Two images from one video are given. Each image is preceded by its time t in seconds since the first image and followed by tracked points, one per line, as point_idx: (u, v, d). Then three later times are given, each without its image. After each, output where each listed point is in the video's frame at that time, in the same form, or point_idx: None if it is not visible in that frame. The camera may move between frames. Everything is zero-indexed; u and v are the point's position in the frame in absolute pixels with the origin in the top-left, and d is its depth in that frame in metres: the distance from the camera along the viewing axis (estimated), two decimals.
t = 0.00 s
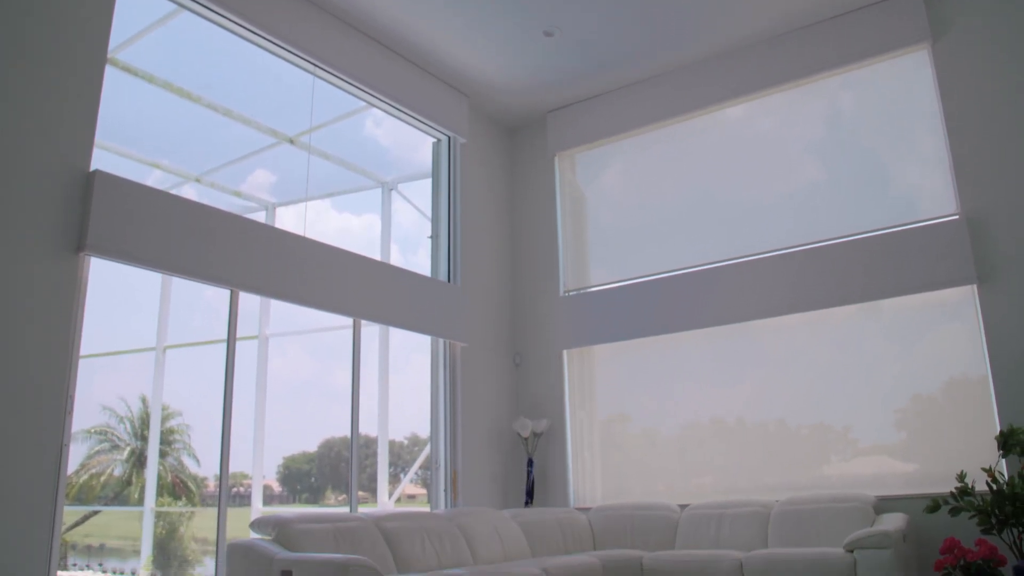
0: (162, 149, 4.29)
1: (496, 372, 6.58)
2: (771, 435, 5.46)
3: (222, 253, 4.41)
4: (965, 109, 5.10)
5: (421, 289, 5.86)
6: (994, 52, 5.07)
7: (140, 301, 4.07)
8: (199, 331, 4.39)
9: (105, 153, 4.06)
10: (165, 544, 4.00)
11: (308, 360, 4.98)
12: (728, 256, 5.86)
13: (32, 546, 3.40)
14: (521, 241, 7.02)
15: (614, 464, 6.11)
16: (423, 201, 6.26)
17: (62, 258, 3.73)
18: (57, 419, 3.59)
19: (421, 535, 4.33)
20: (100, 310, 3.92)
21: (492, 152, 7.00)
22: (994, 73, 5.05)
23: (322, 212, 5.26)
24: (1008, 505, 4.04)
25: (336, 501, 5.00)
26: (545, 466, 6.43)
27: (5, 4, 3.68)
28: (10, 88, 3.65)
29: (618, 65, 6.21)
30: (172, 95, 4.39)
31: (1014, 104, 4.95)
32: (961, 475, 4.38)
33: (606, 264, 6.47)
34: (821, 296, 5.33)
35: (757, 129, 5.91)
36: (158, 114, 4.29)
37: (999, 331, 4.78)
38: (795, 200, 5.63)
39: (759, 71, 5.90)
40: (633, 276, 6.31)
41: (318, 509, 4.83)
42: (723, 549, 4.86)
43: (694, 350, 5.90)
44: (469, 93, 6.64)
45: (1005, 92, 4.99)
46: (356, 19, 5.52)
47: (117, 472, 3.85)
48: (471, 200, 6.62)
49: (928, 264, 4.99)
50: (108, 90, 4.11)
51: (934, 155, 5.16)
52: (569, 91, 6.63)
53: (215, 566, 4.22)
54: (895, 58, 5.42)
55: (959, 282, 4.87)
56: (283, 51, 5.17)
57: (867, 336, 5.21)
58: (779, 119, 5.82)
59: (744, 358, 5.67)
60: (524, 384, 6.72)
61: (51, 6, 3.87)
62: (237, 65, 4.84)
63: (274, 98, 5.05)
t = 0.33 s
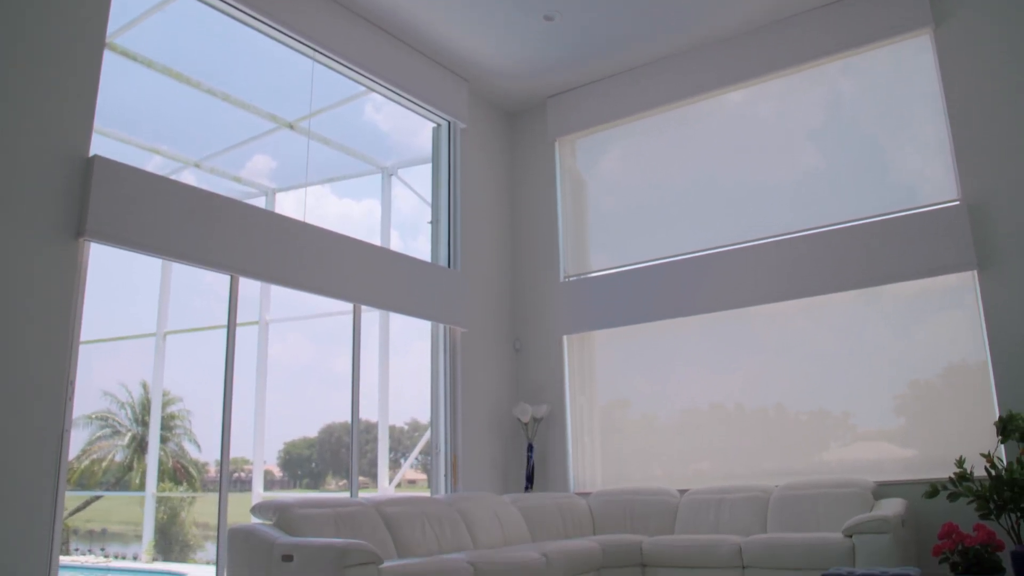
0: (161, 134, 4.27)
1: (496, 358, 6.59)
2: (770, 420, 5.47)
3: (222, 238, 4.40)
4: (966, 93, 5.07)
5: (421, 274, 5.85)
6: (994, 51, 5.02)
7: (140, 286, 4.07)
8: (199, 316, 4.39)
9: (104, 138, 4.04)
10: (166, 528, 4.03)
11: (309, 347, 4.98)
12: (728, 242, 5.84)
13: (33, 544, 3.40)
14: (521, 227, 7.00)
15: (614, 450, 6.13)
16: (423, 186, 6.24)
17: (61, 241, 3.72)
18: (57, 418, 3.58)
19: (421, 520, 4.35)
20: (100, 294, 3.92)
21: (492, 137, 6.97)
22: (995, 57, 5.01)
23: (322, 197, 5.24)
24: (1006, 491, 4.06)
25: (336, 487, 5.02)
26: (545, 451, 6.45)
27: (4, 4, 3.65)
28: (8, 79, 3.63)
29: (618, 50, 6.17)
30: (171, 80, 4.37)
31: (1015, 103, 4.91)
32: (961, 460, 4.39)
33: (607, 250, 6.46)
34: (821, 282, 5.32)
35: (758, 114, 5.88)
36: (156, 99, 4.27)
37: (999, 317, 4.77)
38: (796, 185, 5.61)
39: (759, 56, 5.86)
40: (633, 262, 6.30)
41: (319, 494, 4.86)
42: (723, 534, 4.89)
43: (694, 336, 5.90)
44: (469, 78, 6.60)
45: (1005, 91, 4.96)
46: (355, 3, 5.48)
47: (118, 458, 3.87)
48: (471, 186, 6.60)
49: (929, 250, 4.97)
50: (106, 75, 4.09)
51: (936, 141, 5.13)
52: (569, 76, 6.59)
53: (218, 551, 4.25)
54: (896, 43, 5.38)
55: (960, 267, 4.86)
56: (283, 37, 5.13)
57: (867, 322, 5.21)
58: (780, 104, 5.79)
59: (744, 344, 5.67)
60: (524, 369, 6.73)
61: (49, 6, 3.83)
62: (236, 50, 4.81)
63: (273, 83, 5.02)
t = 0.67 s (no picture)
0: (160, 120, 4.25)
1: (496, 343, 6.59)
2: (770, 406, 5.47)
3: (222, 224, 4.39)
4: (968, 78, 5.03)
5: (421, 259, 5.84)
6: (995, 46, 4.97)
7: (139, 273, 4.07)
8: (200, 302, 4.39)
9: (103, 125, 4.02)
10: (168, 513, 4.05)
11: (308, 332, 4.98)
12: (729, 228, 5.82)
13: (33, 543, 3.40)
14: (521, 212, 6.98)
15: (614, 435, 6.14)
16: (424, 171, 6.22)
17: (61, 228, 3.71)
18: (56, 417, 3.57)
19: (421, 505, 4.37)
20: (100, 280, 3.92)
21: (492, 122, 6.94)
22: (998, 41, 4.97)
23: (322, 182, 5.23)
24: (1005, 477, 4.07)
25: (336, 472, 5.04)
26: (545, 436, 6.47)
27: None
28: (7, 67, 3.61)
29: (618, 34, 6.12)
30: (170, 65, 4.35)
31: (1015, 106, 4.87)
32: (960, 445, 4.40)
33: (607, 236, 6.45)
34: (821, 268, 5.31)
35: (759, 99, 5.85)
36: (155, 84, 4.25)
37: (1000, 303, 4.76)
38: (797, 170, 5.58)
39: (761, 39, 5.82)
40: (633, 247, 6.29)
41: (319, 479, 4.88)
42: (722, 519, 4.91)
43: (694, 322, 5.90)
44: (469, 63, 6.56)
45: (1004, 92, 4.91)
46: None
47: (120, 444, 3.89)
48: (471, 171, 6.57)
49: (929, 236, 4.96)
50: (105, 60, 4.06)
51: (937, 126, 5.10)
52: (569, 60, 6.55)
53: (219, 536, 4.27)
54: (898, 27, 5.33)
55: (960, 253, 4.84)
56: (282, 21, 5.10)
57: (867, 308, 5.20)
58: (781, 88, 5.76)
59: (744, 330, 5.67)
60: (524, 355, 6.73)
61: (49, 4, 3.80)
62: (235, 34, 4.77)
63: (273, 67, 4.99)
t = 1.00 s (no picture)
0: (158, 105, 4.23)
1: (496, 329, 6.60)
2: (770, 392, 5.48)
3: (222, 209, 4.38)
4: (969, 62, 4.99)
5: (421, 245, 5.83)
6: (996, 29, 4.94)
7: (139, 258, 4.06)
8: (200, 287, 4.39)
9: (102, 110, 4.00)
10: (169, 498, 4.07)
11: (309, 318, 4.98)
12: (729, 214, 5.81)
13: (34, 533, 3.42)
14: (521, 197, 6.96)
15: (614, 420, 6.16)
16: (423, 156, 6.20)
17: (60, 215, 3.70)
18: (55, 413, 3.57)
19: (421, 490, 4.39)
20: (101, 264, 3.92)
21: (492, 107, 6.91)
22: (999, 25, 4.94)
23: (322, 168, 5.21)
24: (1003, 462, 4.08)
25: (337, 457, 5.05)
26: (545, 421, 6.48)
27: None
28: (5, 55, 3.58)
29: (619, 18, 6.08)
30: (169, 50, 4.33)
31: (1018, 94, 4.83)
32: (959, 431, 4.41)
33: (607, 221, 6.43)
34: (822, 254, 5.30)
35: (760, 84, 5.81)
36: (153, 69, 4.23)
37: (999, 289, 4.75)
38: (797, 156, 5.56)
39: (762, 24, 5.78)
40: (634, 233, 6.27)
41: (319, 465, 4.90)
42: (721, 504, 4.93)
43: (694, 307, 5.90)
44: (469, 47, 6.52)
45: (1006, 74, 4.88)
46: None
47: (121, 429, 3.90)
48: (471, 156, 6.55)
49: (930, 221, 4.95)
50: (104, 45, 4.03)
51: (938, 111, 5.07)
52: (569, 45, 6.51)
53: (219, 521, 4.29)
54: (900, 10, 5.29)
55: (961, 239, 4.83)
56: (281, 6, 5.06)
57: (867, 294, 5.20)
58: (782, 73, 5.72)
59: (743, 316, 5.67)
60: (524, 340, 6.74)
61: None
62: (233, 19, 4.74)
63: (272, 52, 4.97)
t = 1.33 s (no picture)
0: (157, 94, 4.21)
1: (497, 318, 6.59)
2: (770, 381, 5.49)
3: (222, 198, 4.37)
4: (971, 49, 4.96)
5: (421, 234, 5.82)
6: (998, 17, 4.91)
7: (138, 248, 4.06)
8: (200, 277, 4.39)
9: (102, 99, 3.98)
10: (169, 487, 4.08)
11: (308, 307, 4.98)
12: (729, 203, 5.79)
13: (36, 523, 3.43)
14: (521, 186, 6.95)
15: (614, 409, 6.17)
16: (423, 145, 6.18)
17: (59, 205, 3.69)
18: (55, 401, 3.57)
19: (421, 478, 4.40)
20: (100, 254, 3.92)
21: (492, 96, 6.88)
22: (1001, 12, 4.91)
23: (322, 156, 5.20)
24: (1002, 452, 4.09)
25: (337, 446, 5.06)
26: (545, 410, 6.50)
27: None
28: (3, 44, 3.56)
29: (620, 5, 6.05)
30: (168, 39, 4.30)
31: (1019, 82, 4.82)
32: (958, 421, 4.41)
33: (608, 210, 6.42)
34: (822, 243, 5.29)
35: (761, 72, 5.78)
36: (153, 58, 4.21)
37: (999, 278, 4.75)
38: (798, 145, 5.54)
39: (762, 11, 5.74)
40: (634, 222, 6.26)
41: (320, 453, 4.91)
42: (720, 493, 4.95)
43: (694, 296, 5.90)
44: (469, 35, 6.49)
45: (1008, 59, 4.86)
46: None
47: (122, 418, 3.92)
48: (471, 145, 6.53)
49: (931, 210, 4.94)
50: (103, 34, 4.01)
51: (940, 99, 5.05)
52: (569, 33, 6.48)
53: (220, 509, 4.30)
54: None
55: (961, 228, 4.82)
56: None
57: (868, 283, 5.19)
58: (783, 61, 5.69)
59: (743, 305, 5.67)
60: (524, 329, 6.74)
61: None
62: (232, 7, 4.71)
63: (271, 40, 4.94)
